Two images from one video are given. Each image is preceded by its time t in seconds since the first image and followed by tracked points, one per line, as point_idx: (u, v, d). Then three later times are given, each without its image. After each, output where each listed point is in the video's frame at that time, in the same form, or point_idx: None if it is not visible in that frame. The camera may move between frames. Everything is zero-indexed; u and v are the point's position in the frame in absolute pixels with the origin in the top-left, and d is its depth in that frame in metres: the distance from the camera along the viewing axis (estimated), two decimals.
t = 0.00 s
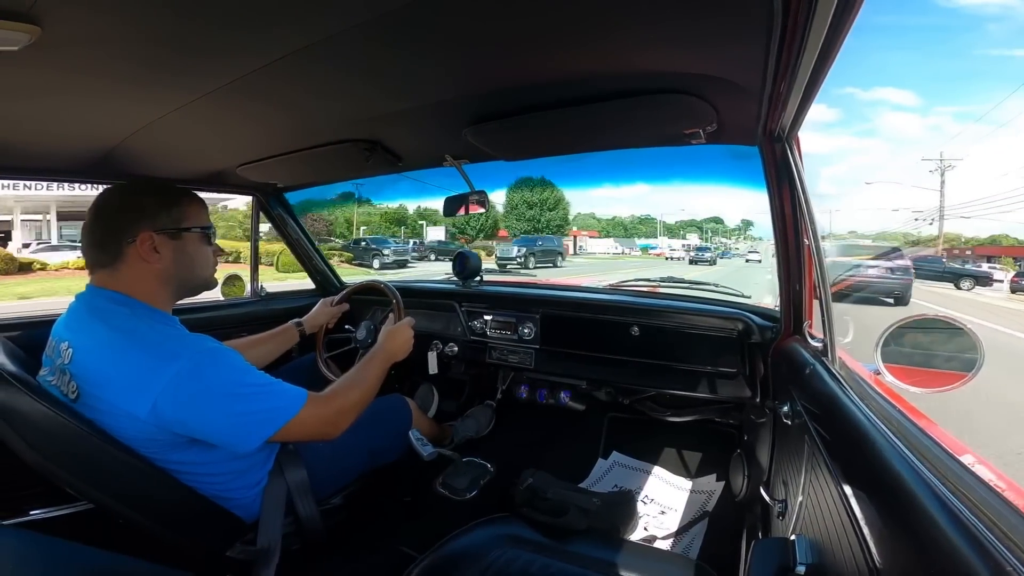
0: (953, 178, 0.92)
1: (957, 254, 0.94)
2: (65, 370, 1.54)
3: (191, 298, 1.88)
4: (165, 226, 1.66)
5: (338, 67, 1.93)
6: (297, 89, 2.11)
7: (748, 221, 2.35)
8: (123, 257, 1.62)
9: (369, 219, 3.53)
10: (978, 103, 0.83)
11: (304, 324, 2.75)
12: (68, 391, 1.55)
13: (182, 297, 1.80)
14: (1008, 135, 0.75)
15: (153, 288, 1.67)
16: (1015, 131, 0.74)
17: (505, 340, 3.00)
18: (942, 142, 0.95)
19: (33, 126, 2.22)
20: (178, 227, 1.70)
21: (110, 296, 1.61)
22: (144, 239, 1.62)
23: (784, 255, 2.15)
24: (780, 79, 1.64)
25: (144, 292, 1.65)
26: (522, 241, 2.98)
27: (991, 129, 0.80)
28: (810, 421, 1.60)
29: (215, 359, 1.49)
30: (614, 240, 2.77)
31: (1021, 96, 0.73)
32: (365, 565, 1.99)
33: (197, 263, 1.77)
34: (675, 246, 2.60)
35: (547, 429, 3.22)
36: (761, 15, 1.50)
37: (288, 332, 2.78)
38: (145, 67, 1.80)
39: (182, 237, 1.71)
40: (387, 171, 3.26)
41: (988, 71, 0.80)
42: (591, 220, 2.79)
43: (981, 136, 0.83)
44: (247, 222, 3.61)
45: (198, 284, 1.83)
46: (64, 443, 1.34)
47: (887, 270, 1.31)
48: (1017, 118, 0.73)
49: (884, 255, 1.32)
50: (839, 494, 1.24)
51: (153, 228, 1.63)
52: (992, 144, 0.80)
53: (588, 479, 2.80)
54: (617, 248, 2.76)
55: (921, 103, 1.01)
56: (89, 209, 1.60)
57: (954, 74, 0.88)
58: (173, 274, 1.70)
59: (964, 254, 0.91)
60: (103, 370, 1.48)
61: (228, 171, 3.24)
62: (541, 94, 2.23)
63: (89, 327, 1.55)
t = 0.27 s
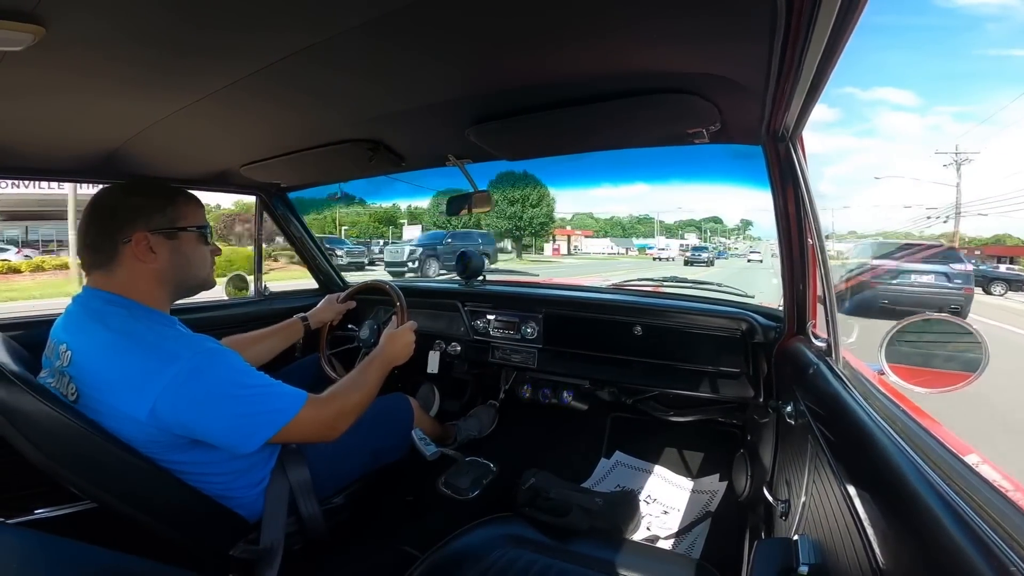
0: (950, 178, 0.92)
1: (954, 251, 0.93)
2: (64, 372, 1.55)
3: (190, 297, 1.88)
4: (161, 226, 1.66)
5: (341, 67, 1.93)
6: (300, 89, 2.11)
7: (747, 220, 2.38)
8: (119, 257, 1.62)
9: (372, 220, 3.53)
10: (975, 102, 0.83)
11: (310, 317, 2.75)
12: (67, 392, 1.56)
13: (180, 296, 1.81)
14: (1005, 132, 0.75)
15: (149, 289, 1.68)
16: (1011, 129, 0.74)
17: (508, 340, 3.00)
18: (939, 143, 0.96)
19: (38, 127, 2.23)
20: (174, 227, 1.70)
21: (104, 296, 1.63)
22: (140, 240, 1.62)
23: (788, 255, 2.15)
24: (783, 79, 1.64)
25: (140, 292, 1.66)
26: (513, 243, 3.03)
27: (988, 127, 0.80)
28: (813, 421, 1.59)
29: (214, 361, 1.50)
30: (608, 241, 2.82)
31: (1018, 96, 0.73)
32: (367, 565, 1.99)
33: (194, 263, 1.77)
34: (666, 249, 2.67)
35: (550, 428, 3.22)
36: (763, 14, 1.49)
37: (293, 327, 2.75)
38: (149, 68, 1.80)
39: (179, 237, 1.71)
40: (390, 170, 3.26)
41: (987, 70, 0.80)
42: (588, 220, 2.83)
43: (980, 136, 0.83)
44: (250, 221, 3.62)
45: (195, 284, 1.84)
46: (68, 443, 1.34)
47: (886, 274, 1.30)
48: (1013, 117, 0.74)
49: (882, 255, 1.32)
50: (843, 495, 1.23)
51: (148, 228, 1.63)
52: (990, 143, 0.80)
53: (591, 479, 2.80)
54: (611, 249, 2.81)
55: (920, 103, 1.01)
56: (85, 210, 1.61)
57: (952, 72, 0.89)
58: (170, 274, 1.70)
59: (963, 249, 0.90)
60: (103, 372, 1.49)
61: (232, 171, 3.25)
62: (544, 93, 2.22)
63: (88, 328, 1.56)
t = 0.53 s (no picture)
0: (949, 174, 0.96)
1: (963, 250, 0.92)
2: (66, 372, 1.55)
3: (190, 296, 1.89)
4: (159, 226, 1.67)
5: (346, 68, 1.94)
6: (306, 90, 2.12)
7: (746, 220, 2.39)
8: (118, 259, 1.63)
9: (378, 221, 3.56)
10: (974, 102, 0.87)
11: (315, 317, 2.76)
12: (70, 392, 1.56)
13: (179, 295, 1.82)
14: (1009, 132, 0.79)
15: (149, 289, 1.69)
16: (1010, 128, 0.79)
17: (512, 340, 3.00)
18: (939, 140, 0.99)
19: (46, 127, 2.25)
20: (172, 226, 1.71)
21: (107, 297, 1.63)
22: (138, 240, 1.63)
23: (794, 256, 2.13)
24: (789, 79, 1.63)
25: (139, 292, 1.67)
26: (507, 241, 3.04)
27: (986, 127, 0.85)
28: (819, 422, 1.59)
29: (215, 360, 1.50)
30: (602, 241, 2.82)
31: (1013, 94, 0.78)
32: (371, 565, 1.99)
33: (193, 262, 1.78)
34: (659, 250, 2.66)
35: (554, 430, 3.22)
36: (769, 14, 1.49)
37: (298, 324, 2.78)
38: (155, 69, 1.81)
39: (176, 236, 1.72)
40: (395, 171, 3.27)
41: (984, 70, 0.84)
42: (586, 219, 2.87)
43: (976, 135, 0.87)
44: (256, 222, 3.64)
45: (194, 282, 1.85)
46: (73, 442, 1.35)
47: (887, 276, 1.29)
48: (1010, 116, 0.79)
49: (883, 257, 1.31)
50: (848, 495, 1.22)
51: (146, 228, 1.64)
52: (985, 140, 0.85)
53: (595, 479, 2.79)
54: (605, 249, 2.81)
55: (920, 102, 1.05)
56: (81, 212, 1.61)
57: (949, 72, 0.94)
58: (169, 274, 1.71)
59: (971, 250, 0.89)
60: (105, 373, 1.50)
61: (238, 172, 3.26)
62: (548, 94, 2.22)
63: (90, 329, 1.56)
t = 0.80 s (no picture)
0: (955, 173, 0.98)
1: (976, 250, 0.90)
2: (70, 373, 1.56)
3: (193, 294, 1.90)
4: (161, 226, 1.68)
5: (350, 68, 1.94)
6: (310, 90, 2.13)
7: (745, 220, 2.41)
8: (119, 260, 1.63)
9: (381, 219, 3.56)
10: (972, 101, 0.90)
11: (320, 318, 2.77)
12: (76, 393, 1.57)
13: (181, 295, 1.83)
14: (999, 133, 0.84)
15: (151, 289, 1.70)
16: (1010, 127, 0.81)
17: (517, 340, 3.00)
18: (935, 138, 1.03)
19: (54, 128, 2.26)
20: (173, 226, 1.71)
21: (110, 298, 1.64)
22: (139, 241, 1.64)
23: (800, 257, 2.12)
24: (795, 78, 1.62)
25: (141, 292, 1.68)
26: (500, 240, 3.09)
27: (981, 126, 0.88)
28: (825, 423, 1.58)
29: (215, 360, 1.50)
30: (594, 240, 2.86)
31: (1011, 93, 0.81)
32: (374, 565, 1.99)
33: (194, 262, 1.79)
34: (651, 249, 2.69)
35: (559, 430, 3.21)
36: (775, 13, 1.48)
37: (303, 325, 2.80)
38: (161, 69, 1.82)
39: (178, 236, 1.73)
40: (399, 171, 3.27)
41: (984, 69, 0.87)
42: (582, 218, 2.90)
43: (970, 134, 0.92)
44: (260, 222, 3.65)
45: (198, 282, 1.86)
46: (78, 441, 1.35)
47: (898, 271, 1.28)
48: (1010, 118, 0.81)
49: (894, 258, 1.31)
50: (855, 497, 1.21)
51: (148, 229, 1.65)
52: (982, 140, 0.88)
53: (599, 480, 2.78)
54: (599, 248, 2.84)
55: (916, 102, 1.10)
56: (82, 214, 1.62)
57: (948, 73, 0.97)
58: (171, 274, 1.72)
59: (987, 255, 0.87)
60: (107, 374, 1.51)
61: (243, 172, 3.28)
62: (553, 93, 2.22)
63: (93, 329, 1.57)
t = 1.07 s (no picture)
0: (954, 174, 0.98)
1: (989, 250, 0.89)
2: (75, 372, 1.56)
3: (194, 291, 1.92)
4: (159, 225, 1.68)
5: (355, 68, 1.95)
6: (316, 91, 2.13)
7: (744, 220, 2.43)
8: (119, 259, 1.65)
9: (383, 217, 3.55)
10: (970, 103, 0.91)
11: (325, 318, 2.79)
12: (79, 392, 1.58)
13: (182, 292, 1.84)
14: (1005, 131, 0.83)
15: (151, 287, 1.71)
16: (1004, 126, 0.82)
17: (522, 341, 3.00)
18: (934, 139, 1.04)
19: (63, 129, 2.28)
20: (171, 224, 1.72)
21: (111, 297, 1.66)
22: (137, 240, 1.65)
23: (807, 258, 2.11)
24: (801, 78, 1.61)
25: (140, 291, 1.70)
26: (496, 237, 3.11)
27: (981, 124, 0.88)
28: (831, 424, 1.57)
29: (214, 359, 1.51)
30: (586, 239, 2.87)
31: (1011, 93, 0.80)
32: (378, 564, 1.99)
33: (193, 260, 1.80)
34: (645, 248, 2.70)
35: (563, 431, 3.21)
36: (781, 12, 1.47)
37: (307, 324, 2.82)
38: (168, 70, 1.83)
39: (176, 234, 1.74)
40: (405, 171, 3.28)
41: (982, 69, 0.87)
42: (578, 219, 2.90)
43: (968, 134, 0.92)
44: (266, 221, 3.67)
45: (198, 279, 1.87)
46: (83, 440, 1.36)
47: (904, 273, 1.28)
48: (1007, 117, 0.82)
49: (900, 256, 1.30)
50: (860, 498, 1.20)
51: (145, 228, 1.66)
52: (981, 139, 0.89)
53: (603, 480, 2.78)
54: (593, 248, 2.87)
55: (915, 102, 1.09)
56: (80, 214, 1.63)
57: (944, 73, 0.98)
58: (170, 272, 1.74)
59: (1003, 256, 0.85)
60: (109, 372, 1.52)
61: (250, 172, 3.29)
62: (558, 94, 2.21)
63: (97, 329, 1.58)
